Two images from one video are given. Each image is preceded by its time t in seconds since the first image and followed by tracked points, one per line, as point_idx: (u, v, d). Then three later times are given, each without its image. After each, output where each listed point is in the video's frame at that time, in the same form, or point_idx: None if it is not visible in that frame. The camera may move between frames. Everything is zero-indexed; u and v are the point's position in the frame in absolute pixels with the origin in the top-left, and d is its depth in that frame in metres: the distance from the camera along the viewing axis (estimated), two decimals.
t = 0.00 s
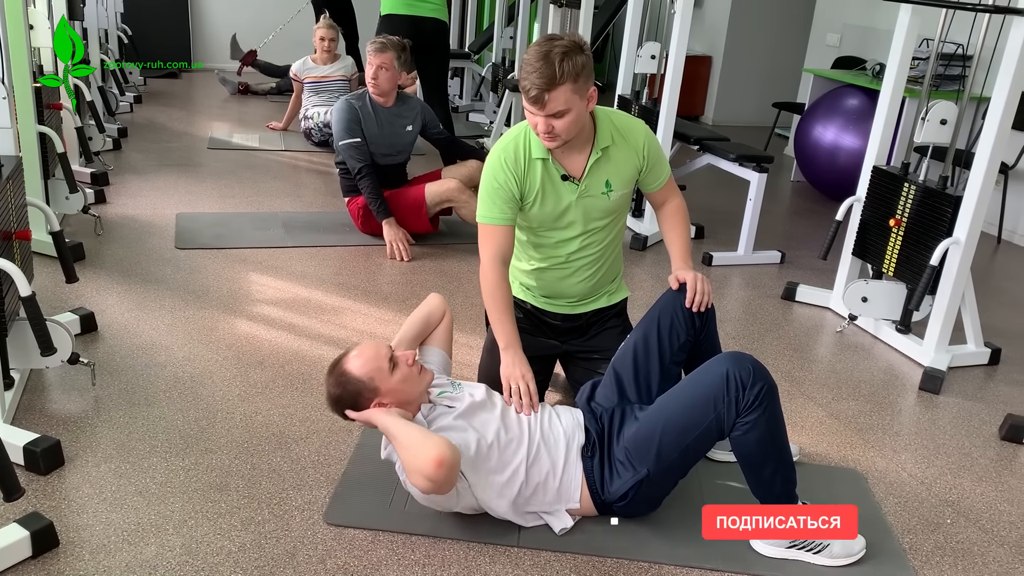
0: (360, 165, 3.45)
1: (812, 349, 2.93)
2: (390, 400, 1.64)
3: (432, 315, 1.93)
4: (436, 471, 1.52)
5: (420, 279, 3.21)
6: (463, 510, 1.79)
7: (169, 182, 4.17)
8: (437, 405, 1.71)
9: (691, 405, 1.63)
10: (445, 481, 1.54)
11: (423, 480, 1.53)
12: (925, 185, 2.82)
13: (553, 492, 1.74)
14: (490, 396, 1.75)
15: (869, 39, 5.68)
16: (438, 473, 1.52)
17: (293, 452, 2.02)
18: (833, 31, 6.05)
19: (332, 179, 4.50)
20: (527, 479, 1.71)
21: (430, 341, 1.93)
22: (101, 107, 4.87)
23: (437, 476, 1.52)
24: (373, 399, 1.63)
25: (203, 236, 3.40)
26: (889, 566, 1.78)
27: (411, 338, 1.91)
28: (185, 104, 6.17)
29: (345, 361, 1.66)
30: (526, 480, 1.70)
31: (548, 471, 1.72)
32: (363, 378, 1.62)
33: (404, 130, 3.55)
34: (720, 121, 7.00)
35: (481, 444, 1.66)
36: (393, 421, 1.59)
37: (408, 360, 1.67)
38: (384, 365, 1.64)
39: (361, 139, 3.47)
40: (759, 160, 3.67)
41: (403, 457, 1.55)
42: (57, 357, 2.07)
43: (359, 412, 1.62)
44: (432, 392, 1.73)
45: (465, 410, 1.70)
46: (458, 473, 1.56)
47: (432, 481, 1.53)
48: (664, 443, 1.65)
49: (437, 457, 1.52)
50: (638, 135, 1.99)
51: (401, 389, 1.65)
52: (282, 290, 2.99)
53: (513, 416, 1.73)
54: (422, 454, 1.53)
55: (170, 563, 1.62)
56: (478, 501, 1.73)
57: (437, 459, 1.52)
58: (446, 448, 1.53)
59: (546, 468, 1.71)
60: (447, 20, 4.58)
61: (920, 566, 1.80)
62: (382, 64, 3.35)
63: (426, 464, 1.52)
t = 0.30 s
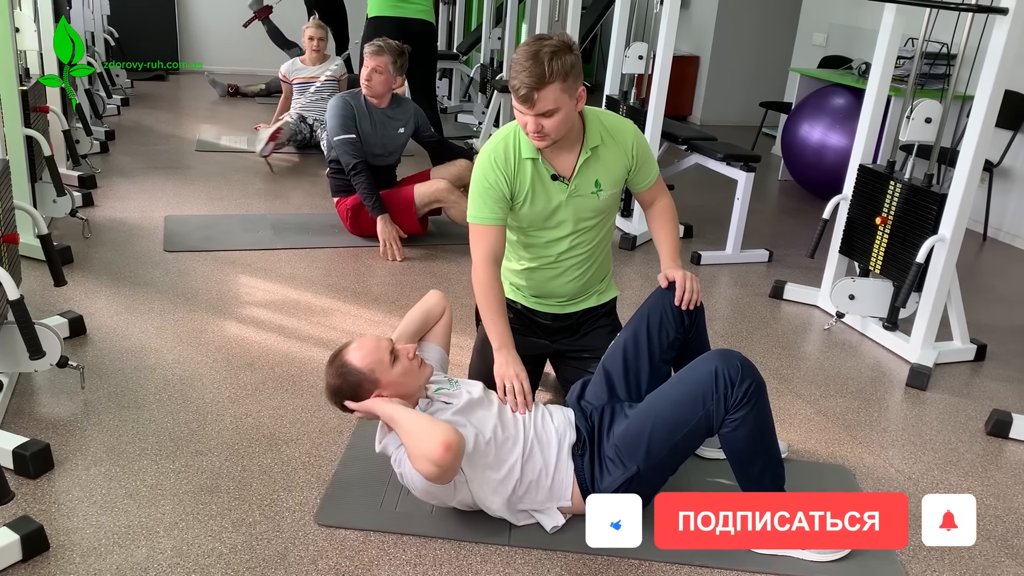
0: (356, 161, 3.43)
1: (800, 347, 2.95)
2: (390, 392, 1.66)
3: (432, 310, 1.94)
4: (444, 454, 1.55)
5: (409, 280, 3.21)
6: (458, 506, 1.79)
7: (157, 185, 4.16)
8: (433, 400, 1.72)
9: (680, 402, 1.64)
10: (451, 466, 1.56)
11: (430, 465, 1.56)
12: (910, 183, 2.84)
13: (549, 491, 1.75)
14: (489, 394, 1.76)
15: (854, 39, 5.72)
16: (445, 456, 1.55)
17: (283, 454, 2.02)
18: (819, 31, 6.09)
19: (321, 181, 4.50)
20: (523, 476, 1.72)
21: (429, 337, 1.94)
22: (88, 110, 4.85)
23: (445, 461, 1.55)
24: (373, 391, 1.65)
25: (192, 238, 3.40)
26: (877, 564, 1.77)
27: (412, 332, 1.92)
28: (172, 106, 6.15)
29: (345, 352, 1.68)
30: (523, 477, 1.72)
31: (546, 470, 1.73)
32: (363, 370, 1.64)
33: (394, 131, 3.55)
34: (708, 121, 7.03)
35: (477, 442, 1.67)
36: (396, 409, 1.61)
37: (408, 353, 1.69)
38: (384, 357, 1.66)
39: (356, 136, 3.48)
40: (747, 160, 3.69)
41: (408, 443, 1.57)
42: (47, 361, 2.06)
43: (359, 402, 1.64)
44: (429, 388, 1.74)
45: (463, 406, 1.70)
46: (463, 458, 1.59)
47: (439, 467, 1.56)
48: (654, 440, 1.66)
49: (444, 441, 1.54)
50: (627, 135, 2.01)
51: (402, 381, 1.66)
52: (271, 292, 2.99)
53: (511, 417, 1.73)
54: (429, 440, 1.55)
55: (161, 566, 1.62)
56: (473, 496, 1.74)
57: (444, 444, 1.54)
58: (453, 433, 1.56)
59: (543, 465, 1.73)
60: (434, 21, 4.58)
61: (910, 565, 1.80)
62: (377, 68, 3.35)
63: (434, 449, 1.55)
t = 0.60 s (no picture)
0: (343, 161, 3.42)
1: (790, 342, 2.97)
2: (367, 405, 1.64)
3: (407, 319, 1.95)
4: (411, 468, 1.55)
5: (400, 279, 3.22)
6: (446, 509, 1.80)
7: (146, 185, 4.14)
8: (413, 407, 1.72)
9: (669, 398, 1.66)
10: (420, 478, 1.57)
11: (398, 478, 1.56)
12: (898, 178, 2.86)
13: (537, 490, 1.76)
14: (468, 395, 1.77)
15: (842, 35, 5.74)
16: (413, 469, 1.55)
17: (275, 453, 2.02)
18: (807, 27, 6.11)
19: (312, 180, 4.49)
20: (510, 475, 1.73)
21: (407, 345, 1.94)
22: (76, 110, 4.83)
23: (412, 474, 1.55)
24: (351, 404, 1.64)
25: (181, 238, 3.39)
26: (869, 559, 1.78)
27: (388, 344, 1.92)
28: (161, 106, 6.13)
29: (322, 365, 1.67)
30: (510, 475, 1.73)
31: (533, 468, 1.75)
32: (341, 383, 1.63)
33: (388, 131, 3.56)
34: (697, 118, 7.05)
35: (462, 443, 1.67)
36: (369, 424, 1.60)
37: (386, 365, 1.68)
38: (361, 371, 1.65)
39: (348, 135, 3.47)
40: (736, 157, 3.70)
41: (378, 457, 1.58)
42: (37, 361, 2.05)
43: (335, 416, 1.64)
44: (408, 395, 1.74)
45: (444, 409, 1.71)
46: (433, 469, 1.60)
47: (408, 478, 1.56)
48: (643, 436, 1.67)
49: (411, 454, 1.55)
50: (616, 133, 2.01)
51: (378, 394, 1.65)
52: (261, 291, 2.99)
53: (493, 416, 1.75)
54: (397, 453, 1.55)
55: (153, 565, 1.62)
56: (460, 498, 1.74)
57: (411, 457, 1.55)
58: (421, 446, 1.56)
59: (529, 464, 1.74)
60: (423, 19, 4.58)
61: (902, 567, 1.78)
62: (377, 69, 3.37)
63: (401, 462, 1.55)
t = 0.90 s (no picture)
0: (326, 174, 3.40)
1: (785, 337, 2.98)
2: (341, 427, 1.66)
3: (371, 335, 1.96)
4: (367, 499, 1.53)
5: (397, 275, 3.22)
6: (439, 512, 1.78)
7: (141, 181, 4.14)
8: (392, 417, 1.72)
9: (662, 395, 1.67)
10: (378, 508, 1.55)
11: (358, 508, 1.55)
12: (892, 174, 2.87)
13: (525, 482, 1.76)
14: (443, 396, 1.76)
15: (837, 31, 5.75)
16: (371, 501, 1.53)
17: (273, 448, 2.02)
18: (802, 23, 6.12)
19: (308, 176, 4.49)
20: (494, 470, 1.72)
21: (376, 360, 1.95)
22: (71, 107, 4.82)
23: (369, 505, 1.54)
24: (324, 428, 1.65)
25: (178, 235, 3.39)
26: (864, 553, 1.79)
27: (357, 359, 1.94)
28: (156, 103, 6.12)
29: (295, 391, 1.68)
30: (495, 471, 1.72)
31: (517, 461, 1.74)
32: (313, 408, 1.64)
33: (377, 125, 3.57)
34: (692, 114, 7.06)
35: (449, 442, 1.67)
36: (337, 451, 1.61)
37: (358, 387, 1.70)
38: (333, 394, 1.67)
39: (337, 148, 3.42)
40: (731, 152, 3.71)
41: (340, 487, 1.57)
42: (35, 357, 2.06)
43: (309, 441, 1.65)
44: (386, 407, 1.75)
45: (425, 412, 1.71)
46: (398, 497, 1.58)
47: (368, 509, 1.55)
48: (638, 433, 1.69)
49: (366, 487, 1.53)
50: (610, 130, 2.02)
51: (352, 416, 1.67)
52: (258, 287, 2.99)
53: (478, 413, 1.74)
54: (354, 483, 1.54)
55: (151, 560, 1.63)
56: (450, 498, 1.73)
57: (366, 489, 1.53)
58: (377, 477, 1.54)
59: (512, 458, 1.73)
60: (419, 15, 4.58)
61: (896, 564, 1.77)
62: (381, 68, 3.35)
63: (357, 494, 1.53)
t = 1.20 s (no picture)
0: (321, 180, 3.39)
1: (785, 336, 2.99)
2: (327, 446, 1.67)
3: (351, 352, 1.99)
4: (339, 543, 1.53)
5: (396, 273, 3.22)
6: (435, 512, 1.78)
7: (142, 180, 4.14)
8: (379, 423, 1.73)
9: (662, 394, 1.67)
10: (352, 549, 1.54)
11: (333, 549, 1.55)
12: (892, 173, 2.87)
13: (517, 475, 1.76)
14: (429, 395, 1.75)
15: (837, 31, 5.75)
16: (343, 544, 1.53)
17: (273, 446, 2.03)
18: (802, 23, 6.12)
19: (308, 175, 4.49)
20: (483, 464, 1.72)
21: (360, 374, 1.97)
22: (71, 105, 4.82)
23: (342, 548, 1.53)
24: (311, 449, 1.66)
25: (178, 233, 3.39)
26: (863, 553, 1.79)
27: (340, 374, 1.96)
28: (157, 101, 6.12)
29: (280, 412, 1.69)
30: (483, 465, 1.72)
31: (504, 455, 1.73)
32: (297, 430, 1.65)
33: (367, 121, 3.57)
34: (693, 113, 7.06)
35: (438, 441, 1.67)
36: (319, 480, 1.62)
37: (340, 403, 1.69)
38: (316, 415, 1.67)
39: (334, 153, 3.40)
40: (731, 152, 3.71)
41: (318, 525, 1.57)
42: (35, 355, 2.06)
43: (296, 465, 1.67)
44: (374, 414, 1.75)
45: (412, 414, 1.71)
46: (375, 532, 1.57)
47: (341, 549, 1.54)
48: (637, 432, 1.69)
49: (335, 533, 1.52)
50: (608, 127, 2.02)
51: (336, 433, 1.67)
52: (258, 285, 2.99)
53: (467, 408, 1.73)
54: (326, 527, 1.53)
55: (151, 558, 1.63)
56: (445, 496, 1.73)
57: (336, 535, 1.51)
58: (348, 520, 1.52)
59: (500, 451, 1.73)
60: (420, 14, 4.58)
61: (895, 562, 1.78)
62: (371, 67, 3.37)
63: (329, 537, 1.53)
